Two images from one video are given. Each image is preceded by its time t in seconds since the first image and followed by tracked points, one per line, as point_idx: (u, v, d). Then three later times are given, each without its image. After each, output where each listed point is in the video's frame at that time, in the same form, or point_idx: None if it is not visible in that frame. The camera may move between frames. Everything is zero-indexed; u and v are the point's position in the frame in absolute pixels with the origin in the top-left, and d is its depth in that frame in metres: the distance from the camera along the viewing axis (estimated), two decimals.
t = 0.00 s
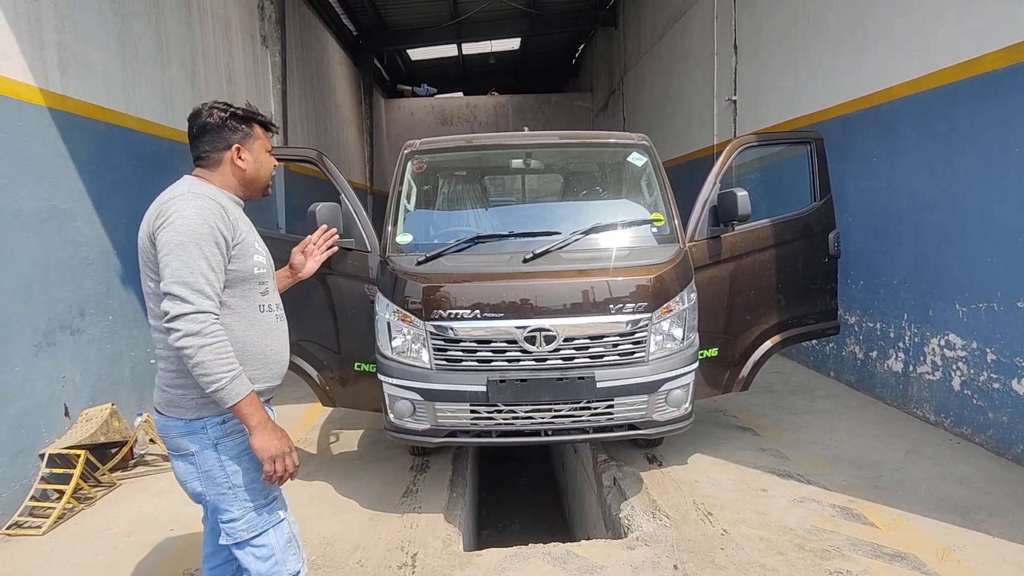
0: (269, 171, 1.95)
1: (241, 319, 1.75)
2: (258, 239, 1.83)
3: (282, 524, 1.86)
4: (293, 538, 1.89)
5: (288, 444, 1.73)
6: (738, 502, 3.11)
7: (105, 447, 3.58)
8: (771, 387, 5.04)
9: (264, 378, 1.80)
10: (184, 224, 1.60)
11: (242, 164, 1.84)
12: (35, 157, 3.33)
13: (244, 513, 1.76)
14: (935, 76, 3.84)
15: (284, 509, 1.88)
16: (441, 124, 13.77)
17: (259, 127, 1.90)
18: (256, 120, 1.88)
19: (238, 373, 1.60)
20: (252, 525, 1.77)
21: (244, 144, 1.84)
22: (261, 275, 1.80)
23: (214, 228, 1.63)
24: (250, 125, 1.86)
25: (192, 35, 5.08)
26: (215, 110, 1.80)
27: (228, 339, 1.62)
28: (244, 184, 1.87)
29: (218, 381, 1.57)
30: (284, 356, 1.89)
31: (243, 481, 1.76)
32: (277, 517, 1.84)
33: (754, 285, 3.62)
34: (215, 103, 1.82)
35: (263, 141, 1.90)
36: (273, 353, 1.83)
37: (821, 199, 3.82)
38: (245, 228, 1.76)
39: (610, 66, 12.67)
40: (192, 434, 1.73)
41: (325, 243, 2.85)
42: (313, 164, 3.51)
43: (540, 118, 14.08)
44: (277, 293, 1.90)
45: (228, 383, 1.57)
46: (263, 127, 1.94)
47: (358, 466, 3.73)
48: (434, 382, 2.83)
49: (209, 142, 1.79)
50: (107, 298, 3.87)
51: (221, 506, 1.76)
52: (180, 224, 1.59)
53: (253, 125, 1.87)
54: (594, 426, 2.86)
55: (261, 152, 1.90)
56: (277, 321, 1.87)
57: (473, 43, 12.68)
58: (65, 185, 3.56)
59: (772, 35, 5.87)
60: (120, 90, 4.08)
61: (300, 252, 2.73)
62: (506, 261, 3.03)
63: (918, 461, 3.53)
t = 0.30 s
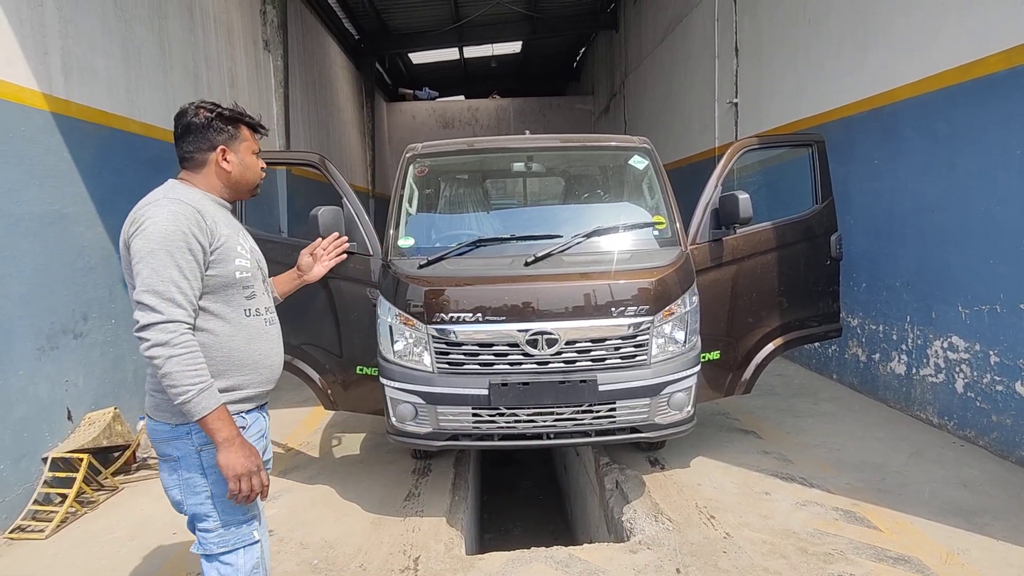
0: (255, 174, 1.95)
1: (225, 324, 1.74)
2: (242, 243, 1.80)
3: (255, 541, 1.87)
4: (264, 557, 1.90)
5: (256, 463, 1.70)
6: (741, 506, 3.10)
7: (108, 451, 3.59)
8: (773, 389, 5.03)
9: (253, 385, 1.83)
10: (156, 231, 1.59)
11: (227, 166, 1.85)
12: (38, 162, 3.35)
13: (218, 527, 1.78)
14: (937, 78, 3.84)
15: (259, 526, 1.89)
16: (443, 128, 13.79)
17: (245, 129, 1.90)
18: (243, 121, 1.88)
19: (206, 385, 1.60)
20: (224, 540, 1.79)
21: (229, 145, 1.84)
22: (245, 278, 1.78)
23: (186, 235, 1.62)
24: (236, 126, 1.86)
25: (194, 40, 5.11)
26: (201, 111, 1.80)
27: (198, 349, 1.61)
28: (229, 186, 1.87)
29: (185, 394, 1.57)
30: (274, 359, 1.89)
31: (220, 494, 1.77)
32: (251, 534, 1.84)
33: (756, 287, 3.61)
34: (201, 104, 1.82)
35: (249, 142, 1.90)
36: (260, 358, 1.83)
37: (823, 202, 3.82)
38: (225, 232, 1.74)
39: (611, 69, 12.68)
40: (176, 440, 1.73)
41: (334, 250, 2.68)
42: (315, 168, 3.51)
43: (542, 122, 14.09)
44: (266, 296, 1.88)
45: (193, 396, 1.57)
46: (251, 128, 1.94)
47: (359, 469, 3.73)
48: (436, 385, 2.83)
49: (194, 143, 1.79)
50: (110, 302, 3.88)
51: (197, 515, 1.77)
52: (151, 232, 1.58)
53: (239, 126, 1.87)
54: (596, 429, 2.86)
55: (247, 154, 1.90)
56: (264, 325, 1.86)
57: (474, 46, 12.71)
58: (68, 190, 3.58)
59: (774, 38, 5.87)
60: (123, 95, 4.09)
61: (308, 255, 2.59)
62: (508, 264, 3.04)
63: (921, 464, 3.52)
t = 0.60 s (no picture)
0: (226, 170, 1.85)
1: (197, 334, 1.72)
2: (211, 249, 1.77)
3: (191, 571, 1.77)
4: None
5: (244, 474, 1.68)
6: (746, 509, 3.09)
7: (113, 453, 3.61)
8: (778, 392, 5.02)
9: (230, 397, 1.80)
10: (116, 240, 1.54)
11: (180, 163, 1.77)
12: (45, 166, 3.36)
13: (155, 547, 1.70)
14: (941, 79, 3.84)
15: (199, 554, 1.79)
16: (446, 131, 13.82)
17: (203, 122, 1.78)
18: (199, 114, 1.78)
19: (182, 398, 1.57)
20: (158, 563, 1.70)
21: (179, 141, 1.76)
22: (217, 285, 1.76)
23: (148, 241, 1.58)
24: (188, 120, 1.76)
25: (199, 44, 5.13)
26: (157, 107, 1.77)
27: (169, 361, 1.58)
28: (188, 185, 1.80)
29: (159, 409, 1.53)
30: (252, 368, 1.87)
31: (169, 514, 1.71)
32: (187, 562, 1.75)
33: (761, 290, 3.61)
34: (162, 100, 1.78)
35: (206, 136, 1.79)
36: (237, 368, 1.81)
37: (828, 204, 3.81)
38: (193, 238, 1.71)
39: (614, 71, 12.69)
40: (140, 450, 1.70)
41: (316, 244, 2.55)
42: (320, 171, 3.52)
43: (545, 124, 14.09)
44: (242, 303, 1.86)
45: (168, 410, 1.54)
46: (216, 121, 1.82)
47: (364, 472, 3.73)
48: (441, 388, 2.84)
49: (151, 143, 1.77)
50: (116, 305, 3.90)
51: (140, 529, 1.71)
52: (110, 241, 1.54)
53: (193, 120, 1.77)
54: (600, 431, 2.85)
55: (204, 149, 1.79)
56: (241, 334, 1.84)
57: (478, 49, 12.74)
58: (75, 194, 3.60)
59: (777, 40, 5.87)
60: (129, 99, 4.12)
61: (284, 253, 2.45)
62: (512, 266, 3.04)
63: (927, 467, 3.51)
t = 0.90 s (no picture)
0: (157, 161, 1.69)
1: (142, 348, 1.62)
2: (156, 256, 1.65)
3: None
4: None
5: (167, 508, 1.54)
6: (752, 512, 3.08)
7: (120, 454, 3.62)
8: (784, 394, 5.00)
9: (178, 414, 1.69)
10: (38, 249, 1.44)
11: (111, 159, 1.68)
12: (54, 168, 3.39)
13: (104, 566, 1.63)
14: (949, 80, 3.82)
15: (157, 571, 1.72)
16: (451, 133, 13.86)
17: (131, 114, 1.67)
18: (127, 104, 1.66)
19: (103, 419, 1.46)
20: None
21: (110, 136, 1.68)
22: (162, 296, 1.64)
23: (74, 249, 1.47)
24: (116, 112, 1.66)
25: (206, 48, 5.17)
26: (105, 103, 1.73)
27: (93, 378, 1.48)
28: (120, 183, 1.69)
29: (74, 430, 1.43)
30: (205, 385, 1.75)
31: (116, 531, 1.63)
32: None
33: (767, 292, 3.60)
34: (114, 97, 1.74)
35: (130, 128, 1.66)
36: (186, 384, 1.70)
37: (834, 206, 3.80)
38: (131, 245, 1.60)
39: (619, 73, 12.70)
40: (85, 466, 1.62)
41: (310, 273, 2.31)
42: (326, 173, 3.53)
43: (550, 126, 14.10)
44: (197, 315, 1.73)
45: (83, 432, 1.43)
46: (148, 112, 1.68)
47: (368, 473, 3.73)
48: (446, 389, 2.84)
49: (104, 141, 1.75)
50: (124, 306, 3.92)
51: (90, 546, 1.65)
52: (33, 249, 1.44)
53: (121, 112, 1.66)
54: (606, 433, 2.85)
55: (129, 142, 1.66)
56: (192, 348, 1.72)
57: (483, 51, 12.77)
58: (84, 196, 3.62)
59: (783, 41, 5.86)
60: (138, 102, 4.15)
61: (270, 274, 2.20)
62: (518, 268, 3.05)
63: (935, 470, 3.49)
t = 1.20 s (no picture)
0: (108, 162, 1.60)
1: (100, 358, 1.56)
2: (108, 262, 1.56)
3: None
4: None
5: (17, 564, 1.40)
6: (757, 514, 3.08)
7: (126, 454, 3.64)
8: (789, 396, 4.99)
9: (143, 425, 1.63)
10: None
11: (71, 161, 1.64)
12: (64, 170, 3.42)
13: None
14: (958, 80, 3.80)
15: None
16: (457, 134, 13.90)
17: (84, 113, 1.60)
18: (81, 103, 1.60)
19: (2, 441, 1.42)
20: None
21: (70, 136, 1.63)
22: (116, 304, 1.56)
23: (12, 259, 1.42)
24: (72, 112, 1.61)
25: (214, 50, 5.21)
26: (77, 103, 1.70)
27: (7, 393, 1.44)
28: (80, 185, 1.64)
29: None
30: (171, 396, 1.67)
31: (90, 543, 1.59)
32: None
33: (773, 293, 3.60)
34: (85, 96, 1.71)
35: (82, 127, 1.59)
36: (148, 396, 1.62)
37: (841, 207, 3.78)
38: (78, 252, 1.52)
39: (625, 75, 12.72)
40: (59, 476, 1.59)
41: (275, 273, 2.05)
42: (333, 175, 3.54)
43: (555, 127, 14.12)
44: (161, 321, 1.65)
45: None
46: (101, 110, 1.61)
47: (373, 474, 3.74)
48: (452, 390, 2.85)
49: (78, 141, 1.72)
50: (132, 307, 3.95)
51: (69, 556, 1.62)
52: None
53: (76, 111, 1.60)
54: (611, 434, 2.85)
55: (81, 143, 1.60)
56: (154, 357, 1.64)
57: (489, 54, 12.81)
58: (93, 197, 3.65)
59: (789, 43, 5.86)
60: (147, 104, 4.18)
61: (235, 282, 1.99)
62: (523, 269, 3.05)
63: (942, 473, 3.47)
